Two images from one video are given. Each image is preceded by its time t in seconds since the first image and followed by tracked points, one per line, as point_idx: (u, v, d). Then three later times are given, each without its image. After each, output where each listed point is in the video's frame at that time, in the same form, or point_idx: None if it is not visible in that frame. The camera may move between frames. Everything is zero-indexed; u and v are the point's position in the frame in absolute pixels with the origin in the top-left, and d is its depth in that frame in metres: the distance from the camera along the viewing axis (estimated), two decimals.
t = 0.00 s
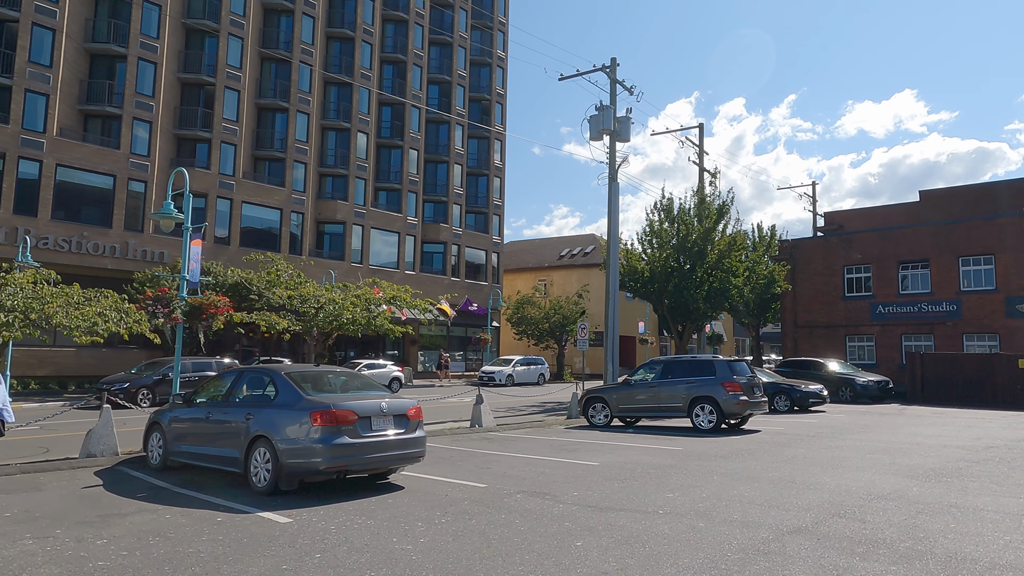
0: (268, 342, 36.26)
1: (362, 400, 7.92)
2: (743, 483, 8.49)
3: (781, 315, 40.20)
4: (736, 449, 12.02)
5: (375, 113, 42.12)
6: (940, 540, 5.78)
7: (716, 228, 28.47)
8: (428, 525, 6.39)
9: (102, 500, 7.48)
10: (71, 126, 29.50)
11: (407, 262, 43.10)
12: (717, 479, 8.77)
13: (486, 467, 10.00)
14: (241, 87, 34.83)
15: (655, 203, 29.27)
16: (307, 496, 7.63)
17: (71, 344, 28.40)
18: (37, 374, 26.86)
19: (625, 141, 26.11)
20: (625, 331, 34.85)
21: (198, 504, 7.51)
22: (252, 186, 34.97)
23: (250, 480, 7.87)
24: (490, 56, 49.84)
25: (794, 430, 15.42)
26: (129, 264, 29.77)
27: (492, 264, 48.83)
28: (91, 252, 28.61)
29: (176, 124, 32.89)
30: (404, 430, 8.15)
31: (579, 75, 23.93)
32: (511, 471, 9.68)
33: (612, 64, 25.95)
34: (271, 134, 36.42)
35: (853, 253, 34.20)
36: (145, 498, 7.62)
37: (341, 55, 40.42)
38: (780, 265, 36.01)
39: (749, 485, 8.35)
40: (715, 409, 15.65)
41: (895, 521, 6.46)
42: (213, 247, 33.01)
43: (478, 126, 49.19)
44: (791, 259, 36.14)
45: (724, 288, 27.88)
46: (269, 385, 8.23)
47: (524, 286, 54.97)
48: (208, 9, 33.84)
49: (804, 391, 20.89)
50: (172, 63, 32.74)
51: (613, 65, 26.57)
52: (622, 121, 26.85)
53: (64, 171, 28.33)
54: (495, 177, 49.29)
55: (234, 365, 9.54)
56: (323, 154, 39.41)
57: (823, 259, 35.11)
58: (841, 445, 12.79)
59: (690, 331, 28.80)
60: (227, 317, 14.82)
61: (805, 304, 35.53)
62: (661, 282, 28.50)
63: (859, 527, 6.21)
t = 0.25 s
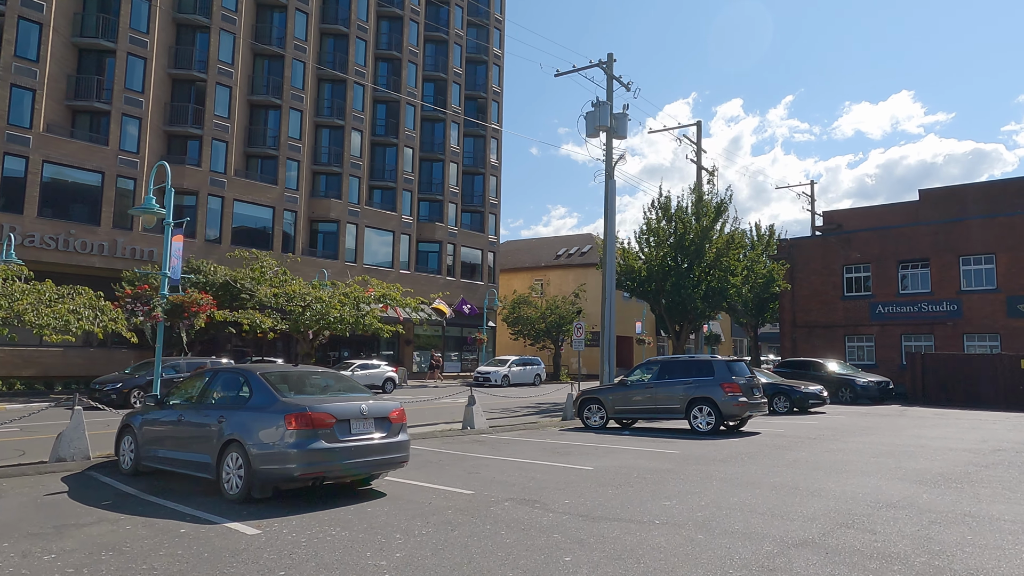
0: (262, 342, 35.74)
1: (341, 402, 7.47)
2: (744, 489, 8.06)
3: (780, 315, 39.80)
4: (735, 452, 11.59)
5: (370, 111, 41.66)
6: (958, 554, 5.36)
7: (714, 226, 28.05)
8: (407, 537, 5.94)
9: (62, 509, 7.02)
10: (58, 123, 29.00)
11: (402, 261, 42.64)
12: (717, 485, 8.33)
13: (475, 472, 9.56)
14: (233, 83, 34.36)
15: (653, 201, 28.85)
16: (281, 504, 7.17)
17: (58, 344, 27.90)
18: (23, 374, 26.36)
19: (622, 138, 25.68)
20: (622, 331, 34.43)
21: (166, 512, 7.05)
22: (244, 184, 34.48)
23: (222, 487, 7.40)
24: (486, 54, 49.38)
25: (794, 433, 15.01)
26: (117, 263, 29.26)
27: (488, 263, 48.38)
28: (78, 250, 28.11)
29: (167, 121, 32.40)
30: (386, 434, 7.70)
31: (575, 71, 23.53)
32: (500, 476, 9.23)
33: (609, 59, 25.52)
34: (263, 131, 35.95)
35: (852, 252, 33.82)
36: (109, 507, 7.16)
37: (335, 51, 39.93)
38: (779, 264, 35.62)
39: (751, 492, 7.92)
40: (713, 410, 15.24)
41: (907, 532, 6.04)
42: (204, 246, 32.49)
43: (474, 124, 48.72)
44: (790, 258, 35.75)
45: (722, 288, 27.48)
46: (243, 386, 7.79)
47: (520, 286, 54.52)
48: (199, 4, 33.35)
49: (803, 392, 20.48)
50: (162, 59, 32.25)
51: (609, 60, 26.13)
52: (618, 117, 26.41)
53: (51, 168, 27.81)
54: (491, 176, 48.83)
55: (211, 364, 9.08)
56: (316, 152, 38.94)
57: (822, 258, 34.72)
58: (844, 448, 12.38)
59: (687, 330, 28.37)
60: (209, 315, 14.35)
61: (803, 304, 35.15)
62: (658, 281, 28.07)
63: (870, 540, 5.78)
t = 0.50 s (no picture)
0: (256, 341, 35.24)
1: (322, 404, 7.03)
2: (749, 496, 7.63)
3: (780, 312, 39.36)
4: (737, 455, 11.16)
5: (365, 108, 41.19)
6: (983, 569, 4.96)
7: (713, 224, 27.63)
8: (387, 550, 5.50)
9: (22, 518, 6.58)
10: (47, 119, 28.51)
11: (397, 260, 42.18)
12: (719, 491, 7.90)
13: (467, 477, 9.12)
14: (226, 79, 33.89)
15: (651, 198, 28.42)
16: (256, 512, 6.73)
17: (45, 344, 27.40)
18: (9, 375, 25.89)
19: (620, 134, 25.26)
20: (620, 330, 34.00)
21: (134, 521, 6.62)
22: (237, 181, 33.99)
23: (194, 494, 6.96)
24: (483, 51, 48.93)
25: (798, 435, 14.59)
26: (106, 261, 28.76)
27: (485, 262, 47.93)
28: (67, 248, 27.61)
29: (158, 117, 31.91)
30: (370, 438, 7.27)
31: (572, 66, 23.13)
32: (492, 481, 8.80)
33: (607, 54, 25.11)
34: (257, 128, 35.49)
35: (853, 251, 33.42)
36: (70, 517, 6.71)
37: (330, 47, 39.47)
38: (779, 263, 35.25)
39: (756, 498, 7.50)
40: (713, 411, 14.81)
41: (927, 545, 5.61)
42: (196, 244, 31.98)
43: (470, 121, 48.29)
44: (790, 257, 35.38)
45: (722, 286, 27.07)
46: (218, 387, 7.35)
47: (517, 285, 54.07)
48: None
49: (805, 392, 20.08)
50: (154, 54, 31.78)
51: (607, 54, 25.71)
52: (617, 113, 25.99)
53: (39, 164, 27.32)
54: (488, 174, 48.38)
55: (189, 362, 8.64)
56: (311, 149, 38.47)
57: (822, 256, 34.33)
58: (850, 451, 11.95)
59: (686, 329, 27.94)
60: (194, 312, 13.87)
61: (804, 302, 34.76)
62: (657, 280, 27.65)
63: (886, 552, 5.36)
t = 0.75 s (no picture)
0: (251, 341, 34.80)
1: (301, 406, 6.59)
2: (755, 503, 7.22)
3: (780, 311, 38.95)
4: (740, 458, 10.73)
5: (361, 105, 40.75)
6: None
7: (713, 222, 27.23)
8: (366, 565, 5.07)
9: None
10: (36, 114, 28.06)
11: (394, 258, 41.76)
12: (723, 498, 7.47)
13: (458, 482, 8.70)
14: (219, 75, 33.43)
15: (650, 195, 28.03)
16: (230, 522, 6.30)
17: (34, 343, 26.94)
18: None
19: (618, 130, 24.86)
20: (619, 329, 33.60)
21: (99, 531, 6.19)
22: (231, 178, 33.54)
23: (165, 502, 6.52)
24: (480, 48, 48.48)
25: (801, 436, 14.18)
26: (97, 259, 28.32)
27: (482, 261, 47.49)
28: (56, 246, 27.16)
29: (150, 113, 31.46)
30: (352, 441, 6.85)
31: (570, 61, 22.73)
32: (484, 487, 8.37)
33: (605, 49, 24.72)
34: (251, 125, 35.04)
35: (854, 249, 33.03)
36: (30, 526, 6.29)
37: (325, 44, 39.04)
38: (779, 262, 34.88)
39: (762, 505, 7.09)
40: (715, 412, 14.40)
41: (949, 558, 5.21)
42: (189, 242, 31.52)
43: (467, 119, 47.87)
44: (790, 255, 35.01)
45: (722, 284, 26.67)
46: (191, 389, 6.91)
47: (515, 284, 53.66)
48: None
49: (807, 392, 19.68)
50: (146, 49, 31.33)
51: (605, 49, 25.31)
52: (615, 109, 25.59)
53: (28, 161, 26.87)
54: (486, 172, 47.95)
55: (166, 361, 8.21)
56: (306, 146, 38.00)
57: (823, 255, 33.94)
58: (856, 453, 11.54)
59: (686, 328, 27.54)
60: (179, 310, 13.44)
61: (804, 300, 34.38)
62: (656, 278, 27.25)
63: (906, 567, 4.96)
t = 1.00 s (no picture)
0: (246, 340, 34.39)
1: (276, 407, 6.19)
2: (760, 509, 6.83)
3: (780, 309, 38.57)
4: (743, 460, 10.32)
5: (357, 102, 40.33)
6: None
7: (713, 219, 26.84)
8: None
9: None
10: (26, 110, 27.64)
11: (390, 257, 41.35)
12: (726, 504, 7.07)
13: (448, 486, 8.30)
14: (212, 71, 33.00)
15: (649, 192, 27.63)
16: (201, 531, 5.90)
17: (24, 342, 26.51)
18: None
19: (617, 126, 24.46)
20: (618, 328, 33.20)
21: (60, 540, 5.79)
22: (224, 176, 33.11)
23: (131, 509, 6.13)
24: (478, 45, 48.03)
25: (804, 437, 13.79)
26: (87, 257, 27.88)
27: (480, 260, 47.06)
28: (46, 244, 26.72)
29: (142, 109, 31.03)
30: (332, 445, 6.45)
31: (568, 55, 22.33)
32: (475, 492, 7.97)
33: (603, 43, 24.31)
34: (245, 122, 34.61)
35: (855, 247, 32.65)
36: None
37: (321, 40, 38.62)
38: (779, 260, 34.51)
39: (768, 512, 6.70)
40: (715, 413, 14.00)
41: (973, 571, 4.82)
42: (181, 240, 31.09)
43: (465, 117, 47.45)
44: (790, 254, 34.63)
45: (722, 283, 26.28)
46: (162, 389, 6.50)
47: (513, 283, 53.25)
48: None
49: (808, 392, 19.29)
50: (138, 45, 30.90)
51: (604, 44, 24.91)
52: (613, 104, 25.18)
53: (17, 157, 26.44)
54: (483, 170, 47.54)
55: (140, 357, 7.77)
56: (301, 143, 37.57)
57: (824, 253, 33.56)
58: (862, 455, 11.16)
59: (685, 327, 27.15)
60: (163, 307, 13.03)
61: (805, 299, 34.00)
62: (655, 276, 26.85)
63: None
